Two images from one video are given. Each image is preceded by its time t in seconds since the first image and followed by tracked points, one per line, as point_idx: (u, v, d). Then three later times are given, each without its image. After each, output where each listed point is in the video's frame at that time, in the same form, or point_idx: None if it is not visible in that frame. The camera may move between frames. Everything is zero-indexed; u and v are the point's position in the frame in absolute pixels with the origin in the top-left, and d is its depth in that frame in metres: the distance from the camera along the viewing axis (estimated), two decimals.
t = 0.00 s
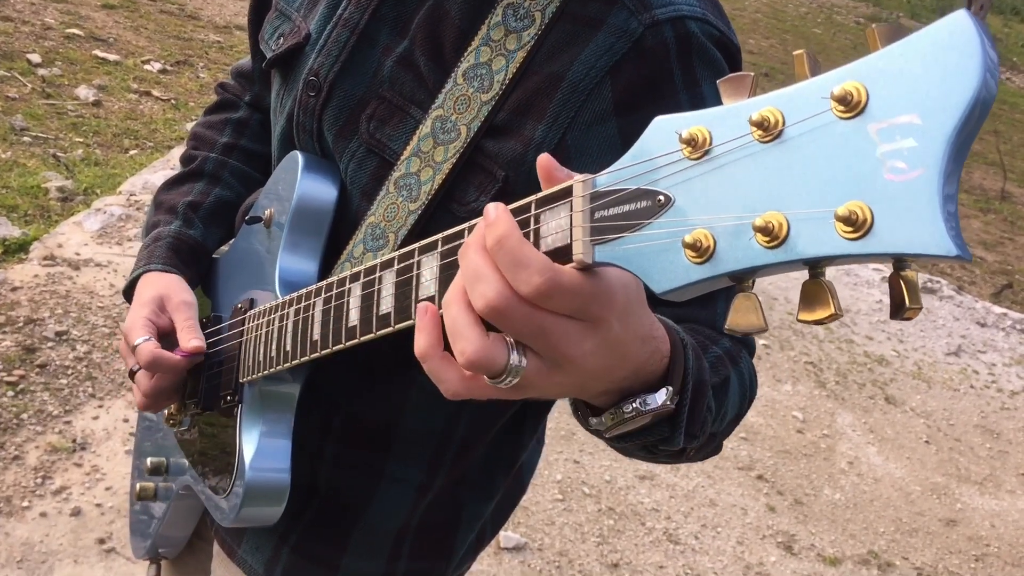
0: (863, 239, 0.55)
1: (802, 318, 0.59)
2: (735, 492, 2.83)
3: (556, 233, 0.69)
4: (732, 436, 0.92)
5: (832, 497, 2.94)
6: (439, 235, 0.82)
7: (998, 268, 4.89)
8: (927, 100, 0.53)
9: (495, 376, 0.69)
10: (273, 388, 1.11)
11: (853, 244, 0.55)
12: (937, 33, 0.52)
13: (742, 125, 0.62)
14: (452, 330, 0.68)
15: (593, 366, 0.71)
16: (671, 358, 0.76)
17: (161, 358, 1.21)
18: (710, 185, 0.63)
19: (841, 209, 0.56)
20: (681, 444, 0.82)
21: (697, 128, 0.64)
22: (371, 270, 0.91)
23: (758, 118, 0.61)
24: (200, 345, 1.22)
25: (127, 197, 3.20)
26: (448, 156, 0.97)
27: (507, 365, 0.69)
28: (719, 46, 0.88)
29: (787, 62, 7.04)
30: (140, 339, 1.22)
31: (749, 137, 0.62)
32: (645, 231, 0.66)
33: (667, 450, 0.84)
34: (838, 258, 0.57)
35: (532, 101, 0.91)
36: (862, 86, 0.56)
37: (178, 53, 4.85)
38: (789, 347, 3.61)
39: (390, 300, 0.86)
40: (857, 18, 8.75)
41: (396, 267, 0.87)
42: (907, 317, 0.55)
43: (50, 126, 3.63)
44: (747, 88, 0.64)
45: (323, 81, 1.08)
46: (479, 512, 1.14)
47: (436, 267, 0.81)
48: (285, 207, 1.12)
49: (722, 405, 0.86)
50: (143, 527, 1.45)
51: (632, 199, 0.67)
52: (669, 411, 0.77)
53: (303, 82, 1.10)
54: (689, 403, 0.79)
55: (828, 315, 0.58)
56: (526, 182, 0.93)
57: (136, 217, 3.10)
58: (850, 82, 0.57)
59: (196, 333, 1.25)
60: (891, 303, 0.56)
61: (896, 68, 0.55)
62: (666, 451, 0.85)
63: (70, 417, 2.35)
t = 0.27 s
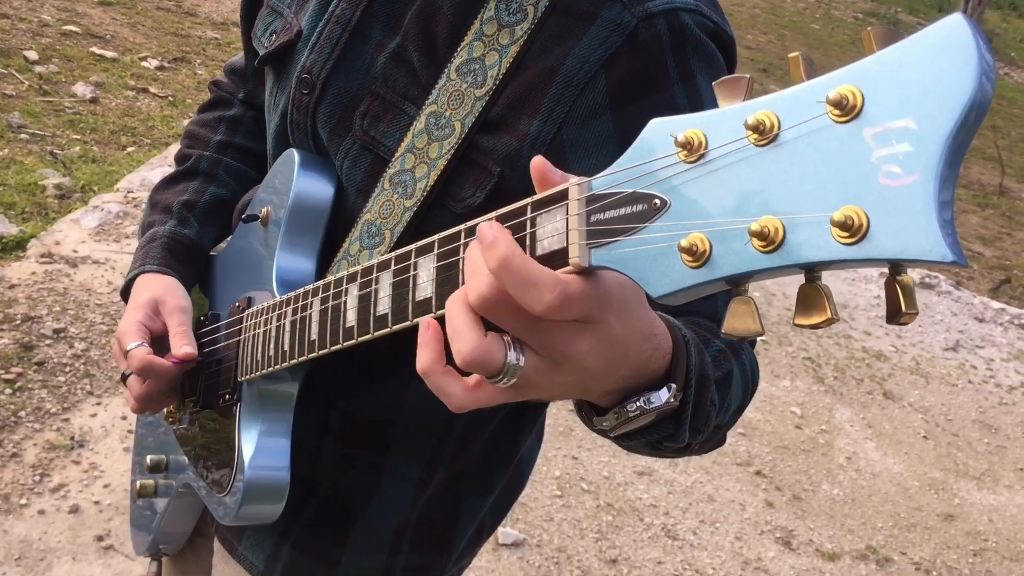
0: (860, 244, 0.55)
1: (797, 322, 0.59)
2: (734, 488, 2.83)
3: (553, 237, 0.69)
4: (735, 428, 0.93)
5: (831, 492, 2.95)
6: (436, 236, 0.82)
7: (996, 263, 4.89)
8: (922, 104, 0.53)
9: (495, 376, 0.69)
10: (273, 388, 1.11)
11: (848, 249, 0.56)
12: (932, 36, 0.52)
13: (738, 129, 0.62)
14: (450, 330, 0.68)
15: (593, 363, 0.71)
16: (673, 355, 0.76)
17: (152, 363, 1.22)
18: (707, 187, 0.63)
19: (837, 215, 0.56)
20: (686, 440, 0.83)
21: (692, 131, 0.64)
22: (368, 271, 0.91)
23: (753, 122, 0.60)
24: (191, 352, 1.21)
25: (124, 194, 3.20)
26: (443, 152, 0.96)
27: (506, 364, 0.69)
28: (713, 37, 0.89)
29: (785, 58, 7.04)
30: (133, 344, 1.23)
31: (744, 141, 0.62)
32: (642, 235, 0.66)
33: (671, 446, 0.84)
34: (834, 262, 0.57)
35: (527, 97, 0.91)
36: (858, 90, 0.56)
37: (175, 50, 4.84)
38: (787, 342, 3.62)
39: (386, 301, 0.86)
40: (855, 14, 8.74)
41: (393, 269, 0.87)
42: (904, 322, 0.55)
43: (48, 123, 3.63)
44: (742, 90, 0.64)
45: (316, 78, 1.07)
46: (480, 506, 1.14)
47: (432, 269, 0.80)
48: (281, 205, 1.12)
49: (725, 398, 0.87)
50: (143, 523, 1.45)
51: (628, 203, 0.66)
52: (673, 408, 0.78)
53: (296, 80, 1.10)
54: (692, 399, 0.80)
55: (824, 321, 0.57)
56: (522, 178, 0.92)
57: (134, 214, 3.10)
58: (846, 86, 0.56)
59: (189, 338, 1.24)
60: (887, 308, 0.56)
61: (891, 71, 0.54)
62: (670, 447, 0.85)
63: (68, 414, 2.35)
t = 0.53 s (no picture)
0: (856, 243, 0.55)
1: (793, 320, 0.59)
2: (732, 485, 2.83)
3: (551, 235, 0.69)
4: (733, 423, 0.93)
5: (829, 489, 2.95)
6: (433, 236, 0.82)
7: (994, 260, 4.89)
8: (918, 104, 0.53)
9: (501, 378, 0.69)
10: (271, 387, 1.11)
11: (845, 248, 0.55)
12: (928, 36, 0.52)
13: (735, 129, 0.62)
14: (453, 339, 0.67)
15: (595, 359, 0.71)
16: (668, 348, 0.76)
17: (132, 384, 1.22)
18: (703, 187, 0.63)
19: (834, 214, 0.56)
20: (683, 435, 0.83)
21: (689, 130, 0.64)
22: (366, 271, 0.91)
23: (750, 122, 0.60)
24: (172, 380, 1.22)
25: (121, 193, 3.19)
26: (440, 150, 0.96)
27: (512, 366, 0.69)
28: (710, 35, 0.88)
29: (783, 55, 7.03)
30: (117, 360, 1.22)
31: (741, 141, 0.62)
32: (639, 234, 0.66)
33: (668, 441, 0.85)
34: (830, 262, 0.57)
35: (523, 95, 0.91)
36: (854, 89, 0.56)
37: (172, 48, 4.84)
38: (785, 340, 3.62)
39: (384, 300, 0.86)
40: (853, 10, 8.72)
41: (391, 267, 0.87)
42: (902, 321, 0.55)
43: (44, 123, 3.62)
44: (738, 89, 0.64)
45: (312, 77, 1.07)
46: (478, 502, 1.14)
47: (431, 268, 0.80)
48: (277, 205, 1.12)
49: (721, 392, 0.86)
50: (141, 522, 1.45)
51: (626, 202, 0.66)
52: (669, 402, 0.78)
53: (292, 79, 1.10)
54: (688, 394, 0.80)
55: (821, 320, 0.57)
56: (518, 176, 0.92)
57: (131, 213, 3.09)
58: (842, 86, 0.56)
59: (174, 364, 1.24)
60: (884, 306, 0.56)
61: (888, 71, 0.54)
62: (667, 442, 0.85)
63: (66, 413, 2.35)
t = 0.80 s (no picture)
0: (870, 241, 0.55)
1: (808, 317, 0.59)
2: (730, 484, 2.84)
3: (563, 234, 0.70)
4: (711, 422, 0.93)
5: (827, 487, 2.95)
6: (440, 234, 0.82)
7: (991, 258, 4.90)
8: (932, 102, 0.53)
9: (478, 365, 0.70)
10: (273, 386, 1.10)
11: (860, 246, 0.55)
12: (940, 37, 0.53)
13: (747, 128, 0.63)
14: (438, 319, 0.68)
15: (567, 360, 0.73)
16: (638, 353, 0.77)
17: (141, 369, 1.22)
18: (716, 186, 0.63)
19: (850, 212, 0.55)
20: (650, 438, 0.83)
21: (702, 129, 0.65)
22: (371, 270, 0.91)
23: (764, 121, 0.61)
24: (179, 362, 1.22)
25: (119, 193, 3.19)
26: (440, 150, 0.97)
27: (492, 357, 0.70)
28: (708, 36, 0.89)
29: (780, 54, 7.04)
30: (123, 350, 1.22)
31: (754, 140, 0.62)
32: (654, 233, 0.66)
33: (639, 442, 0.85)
34: (844, 260, 0.57)
35: (523, 94, 0.91)
36: (867, 89, 0.56)
37: (169, 49, 4.83)
38: (783, 339, 3.62)
39: (390, 299, 0.86)
40: (850, 9, 8.72)
41: (397, 267, 0.86)
42: (916, 316, 0.56)
43: (42, 123, 3.62)
44: (750, 90, 0.65)
45: (311, 77, 1.07)
46: (477, 502, 1.14)
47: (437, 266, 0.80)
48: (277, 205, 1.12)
49: (695, 396, 0.86)
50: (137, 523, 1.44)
51: (638, 201, 0.67)
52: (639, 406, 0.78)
53: (291, 79, 1.10)
54: (657, 398, 0.80)
55: (835, 315, 0.58)
56: (517, 175, 0.92)
57: (128, 214, 3.09)
58: (856, 86, 0.57)
59: (179, 348, 1.24)
60: (898, 303, 0.56)
61: (902, 71, 0.55)
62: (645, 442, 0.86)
63: (63, 414, 2.35)
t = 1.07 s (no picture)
0: (867, 241, 0.56)
1: (804, 317, 0.60)
2: (728, 484, 2.84)
3: (558, 236, 0.70)
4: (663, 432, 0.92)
5: (825, 487, 2.95)
6: (437, 236, 0.83)
7: (989, 258, 4.91)
8: (927, 103, 0.54)
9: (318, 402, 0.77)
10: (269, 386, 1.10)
11: (856, 245, 0.56)
12: (936, 38, 0.54)
13: (744, 128, 0.64)
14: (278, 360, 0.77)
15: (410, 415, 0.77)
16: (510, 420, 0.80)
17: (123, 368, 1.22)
18: (710, 186, 0.64)
19: (846, 212, 0.56)
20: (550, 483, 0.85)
21: (698, 130, 0.66)
22: (367, 271, 0.90)
23: (759, 121, 0.62)
24: (162, 360, 1.21)
25: (116, 194, 3.19)
26: (439, 153, 0.97)
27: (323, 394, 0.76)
28: (707, 46, 0.89)
29: (778, 54, 7.04)
30: (106, 346, 1.21)
31: (751, 140, 0.63)
32: (649, 233, 0.67)
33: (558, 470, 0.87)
34: (841, 260, 0.58)
35: (523, 98, 0.90)
36: (863, 89, 0.57)
37: (167, 49, 4.83)
38: (781, 338, 3.62)
39: (386, 300, 0.85)
40: (848, 9, 8.73)
41: (393, 268, 0.86)
42: (911, 318, 0.56)
43: (39, 124, 3.62)
44: (746, 89, 0.66)
45: (311, 78, 1.07)
46: (478, 501, 1.13)
47: (433, 267, 0.80)
48: (275, 205, 1.11)
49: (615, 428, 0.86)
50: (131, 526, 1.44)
51: (632, 202, 0.67)
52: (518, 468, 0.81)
53: (291, 79, 1.09)
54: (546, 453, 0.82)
55: (830, 317, 0.58)
56: (518, 179, 0.92)
57: (126, 214, 3.09)
58: (852, 86, 0.58)
59: (164, 346, 1.23)
60: (894, 303, 0.57)
61: (899, 71, 0.56)
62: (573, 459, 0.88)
63: (60, 415, 2.35)
